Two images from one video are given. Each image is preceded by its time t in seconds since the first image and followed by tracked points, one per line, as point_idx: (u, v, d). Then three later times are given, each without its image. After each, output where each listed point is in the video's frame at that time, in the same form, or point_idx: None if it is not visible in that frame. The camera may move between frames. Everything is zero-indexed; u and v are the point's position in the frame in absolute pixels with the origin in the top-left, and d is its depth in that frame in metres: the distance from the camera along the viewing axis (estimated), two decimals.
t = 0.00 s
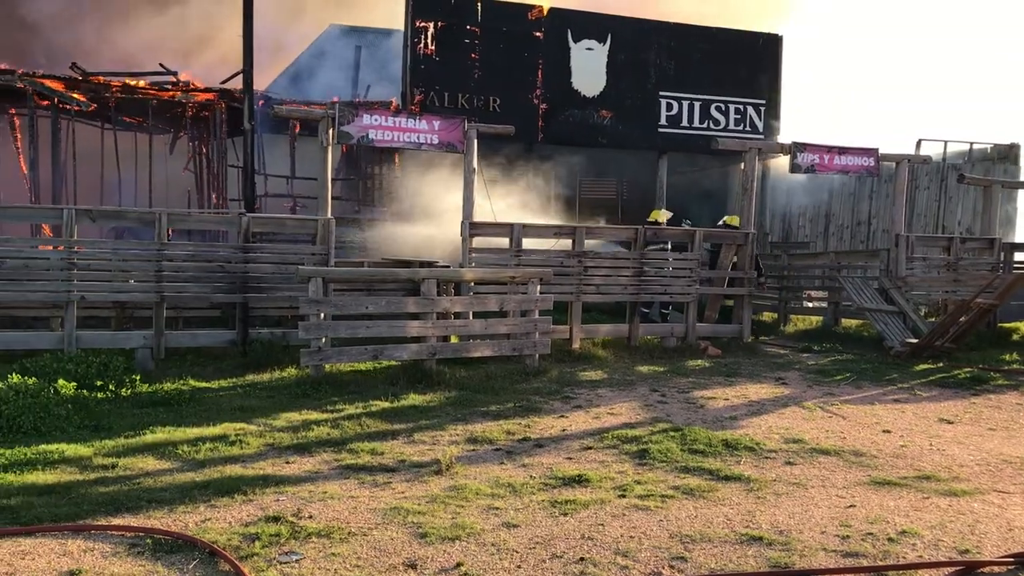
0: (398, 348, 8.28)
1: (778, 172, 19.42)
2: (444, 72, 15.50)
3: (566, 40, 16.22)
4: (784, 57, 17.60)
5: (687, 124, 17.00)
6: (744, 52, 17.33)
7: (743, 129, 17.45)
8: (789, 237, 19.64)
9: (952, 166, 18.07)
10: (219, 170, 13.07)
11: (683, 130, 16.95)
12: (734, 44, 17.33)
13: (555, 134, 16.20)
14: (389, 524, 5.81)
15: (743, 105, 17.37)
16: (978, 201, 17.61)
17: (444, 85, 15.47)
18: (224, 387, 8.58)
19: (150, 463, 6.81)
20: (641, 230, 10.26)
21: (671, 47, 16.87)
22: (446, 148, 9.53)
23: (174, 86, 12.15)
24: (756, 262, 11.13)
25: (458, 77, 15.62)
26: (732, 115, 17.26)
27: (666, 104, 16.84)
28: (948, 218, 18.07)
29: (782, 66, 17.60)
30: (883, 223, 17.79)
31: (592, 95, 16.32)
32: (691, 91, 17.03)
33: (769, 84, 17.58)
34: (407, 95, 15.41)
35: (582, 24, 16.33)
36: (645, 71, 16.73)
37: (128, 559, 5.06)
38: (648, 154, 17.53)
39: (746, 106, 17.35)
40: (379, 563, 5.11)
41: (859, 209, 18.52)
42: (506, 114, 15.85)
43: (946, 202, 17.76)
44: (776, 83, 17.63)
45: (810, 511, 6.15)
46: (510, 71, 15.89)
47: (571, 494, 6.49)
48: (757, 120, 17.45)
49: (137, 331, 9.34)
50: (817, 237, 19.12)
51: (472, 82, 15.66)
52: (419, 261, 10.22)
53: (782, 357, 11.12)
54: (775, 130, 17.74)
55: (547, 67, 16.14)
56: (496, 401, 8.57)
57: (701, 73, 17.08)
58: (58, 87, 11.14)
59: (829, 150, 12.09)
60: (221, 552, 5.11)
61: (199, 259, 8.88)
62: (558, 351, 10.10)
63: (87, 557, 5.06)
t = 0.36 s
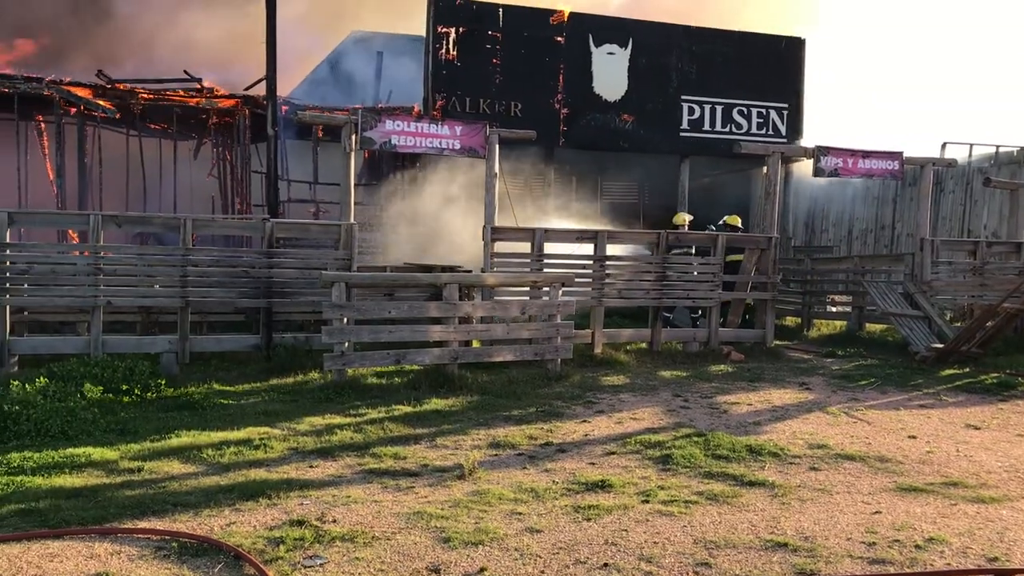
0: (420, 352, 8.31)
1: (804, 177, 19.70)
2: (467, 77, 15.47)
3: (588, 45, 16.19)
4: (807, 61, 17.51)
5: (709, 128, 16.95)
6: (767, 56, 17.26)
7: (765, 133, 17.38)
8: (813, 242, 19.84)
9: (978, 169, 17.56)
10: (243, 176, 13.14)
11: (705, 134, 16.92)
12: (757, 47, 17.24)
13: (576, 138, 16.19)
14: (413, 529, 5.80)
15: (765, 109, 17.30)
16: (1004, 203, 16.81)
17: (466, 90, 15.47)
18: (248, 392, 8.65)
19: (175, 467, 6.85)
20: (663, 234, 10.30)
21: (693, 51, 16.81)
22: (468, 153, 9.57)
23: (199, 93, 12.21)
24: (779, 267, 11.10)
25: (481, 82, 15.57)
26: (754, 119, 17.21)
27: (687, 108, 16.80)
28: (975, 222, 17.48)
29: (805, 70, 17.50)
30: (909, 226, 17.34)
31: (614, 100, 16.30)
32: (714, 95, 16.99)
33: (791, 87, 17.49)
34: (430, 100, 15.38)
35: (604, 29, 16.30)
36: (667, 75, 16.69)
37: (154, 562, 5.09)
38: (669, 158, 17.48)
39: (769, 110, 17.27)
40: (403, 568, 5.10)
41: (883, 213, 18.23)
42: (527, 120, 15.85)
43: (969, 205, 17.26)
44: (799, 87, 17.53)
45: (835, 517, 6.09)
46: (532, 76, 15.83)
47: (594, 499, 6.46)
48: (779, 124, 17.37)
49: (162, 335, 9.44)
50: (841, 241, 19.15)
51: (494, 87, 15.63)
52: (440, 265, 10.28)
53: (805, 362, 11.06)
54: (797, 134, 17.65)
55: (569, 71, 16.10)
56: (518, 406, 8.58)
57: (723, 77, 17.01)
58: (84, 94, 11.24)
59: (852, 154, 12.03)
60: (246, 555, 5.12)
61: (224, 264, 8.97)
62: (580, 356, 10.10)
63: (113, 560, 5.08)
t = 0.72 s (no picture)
0: (438, 357, 8.33)
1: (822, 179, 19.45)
2: (483, 82, 15.47)
3: (605, 50, 16.18)
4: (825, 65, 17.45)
5: (726, 132, 16.91)
6: (785, 60, 17.21)
7: (783, 137, 17.31)
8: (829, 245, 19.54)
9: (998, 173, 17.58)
10: (262, 181, 13.23)
11: (723, 138, 16.89)
12: (775, 51, 17.20)
13: (594, 142, 16.18)
14: (431, 534, 5.78)
15: (783, 113, 17.24)
16: None
17: (483, 95, 15.46)
18: (267, 397, 8.69)
19: (194, 471, 6.89)
20: (681, 239, 10.30)
21: (710, 55, 16.77)
22: (485, 158, 9.60)
23: (217, 99, 12.29)
24: (798, 271, 11.07)
25: (497, 87, 15.57)
26: (772, 123, 17.16)
27: (705, 112, 16.77)
28: (994, 227, 17.52)
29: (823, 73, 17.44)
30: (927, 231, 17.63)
31: (631, 104, 16.28)
32: (731, 99, 16.95)
33: (808, 90, 17.43)
34: (446, 105, 15.38)
35: (621, 34, 16.29)
36: (684, 80, 16.66)
37: (175, 566, 5.09)
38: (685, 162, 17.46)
39: (786, 114, 17.21)
40: (421, 573, 5.08)
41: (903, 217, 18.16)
42: (544, 125, 15.86)
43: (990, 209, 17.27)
44: (817, 90, 17.46)
45: (856, 523, 6.03)
46: (548, 81, 15.84)
47: (613, 505, 6.43)
48: (797, 128, 17.31)
49: (181, 340, 9.50)
50: (858, 245, 18.96)
51: (510, 93, 15.63)
52: (456, 270, 10.31)
53: (825, 367, 11.01)
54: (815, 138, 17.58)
55: (586, 76, 16.09)
56: (535, 411, 8.57)
57: (740, 81, 16.96)
58: (104, 101, 11.33)
59: (871, 158, 11.99)
60: (265, 560, 5.12)
61: (242, 269, 9.03)
62: (597, 361, 10.10)
63: (134, 564, 5.09)
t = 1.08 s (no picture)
0: (455, 363, 8.35)
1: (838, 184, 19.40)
2: (500, 88, 15.48)
3: (621, 55, 16.19)
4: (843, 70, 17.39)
5: (743, 137, 16.85)
6: (803, 65, 17.16)
7: (800, 141, 17.22)
8: (847, 251, 19.29)
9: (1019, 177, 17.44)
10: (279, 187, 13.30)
11: (739, 143, 16.83)
12: (792, 56, 17.15)
13: (610, 147, 16.18)
14: (450, 539, 5.76)
15: (801, 118, 17.17)
16: None
17: (500, 101, 15.46)
18: (286, 402, 8.73)
19: (214, 476, 6.91)
20: (699, 244, 10.31)
21: (727, 60, 16.76)
22: (502, 163, 9.65)
23: (236, 106, 12.38)
24: (816, 277, 11.04)
25: (514, 92, 15.57)
26: (789, 128, 17.08)
27: (722, 117, 16.73)
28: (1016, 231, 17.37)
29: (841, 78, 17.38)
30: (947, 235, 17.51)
31: (647, 109, 16.27)
32: (748, 104, 16.90)
33: (826, 95, 17.37)
34: (463, 111, 15.38)
35: (637, 39, 16.30)
36: (700, 85, 16.65)
37: (195, 571, 5.08)
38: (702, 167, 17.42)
39: (804, 118, 17.14)
40: None
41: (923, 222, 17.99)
42: (561, 130, 15.87)
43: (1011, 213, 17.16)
44: (835, 95, 17.39)
45: (876, 530, 5.98)
46: (565, 86, 15.85)
47: (632, 511, 6.39)
48: (814, 133, 17.22)
49: (200, 345, 9.57)
50: (877, 250, 18.78)
51: (527, 98, 15.64)
52: (473, 276, 10.33)
53: (843, 373, 10.97)
54: (833, 142, 17.49)
55: (602, 81, 16.10)
56: (553, 417, 8.56)
57: (757, 86, 16.93)
58: (124, 109, 11.43)
59: (889, 162, 11.93)
60: (285, 564, 5.10)
61: (261, 275, 9.10)
62: (614, 366, 10.10)
63: (154, 568, 5.09)
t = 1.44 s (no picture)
0: (470, 369, 8.36)
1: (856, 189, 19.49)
2: (515, 94, 15.50)
3: (635, 60, 16.19)
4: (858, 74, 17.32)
5: (758, 141, 16.82)
6: (818, 69, 17.10)
7: (816, 146, 17.17)
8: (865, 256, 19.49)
9: None
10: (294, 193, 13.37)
11: (755, 148, 16.79)
12: (808, 61, 17.10)
13: (623, 152, 16.18)
14: (467, 545, 5.72)
15: (816, 122, 17.12)
16: None
17: (515, 107, 15.48)
18: (302, 408, 8.76)
19: (231, 482, 6.92)
20: (714, 249, 10.32)
21: (742, 65, 16.73)
22: (517, 170, 9.72)
23: (252, 113, 12.47)
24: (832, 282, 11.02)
25: (528, 98, 15.60)
26: (805, 133, 17.03)
27: (737, 122, 16.70)
28: None
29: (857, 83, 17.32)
30: (964, 239, 17.39)
31: (662, 115, 16.25)
32: (763, 109, 16.87)
33: (842, 100, 17.30)
34: (477, 117, 15.40)
35: (652, 44, 16.30)
36: (715, 90, 16.62)
37: None
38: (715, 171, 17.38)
39: (819, 123, 17.09)
40: None
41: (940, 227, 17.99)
42: (575, 136, 15.89)
43: None
44: (851, 100, 17.33)
45: (895, 537, 5.91)
46: (579, 92, 15.86)
47: (649, 517, 6.35)
48: (830, 137, 17.17)
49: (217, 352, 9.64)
50: (894, 255, 18.86)
51: (541, 104, 15.66)
52: (488, 282, 10.37)
53: (861, 378, 10.93)
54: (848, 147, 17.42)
55: (617, 87, 16.10)
56: (569, 422, 8.55)
57: (772, 90, 16.89)
58: (141, 116, 11.52)
59: (906, 167, 11.89)
60: (302, 570, 5.07)
61: (277, 281, 9.16)
62: (629, 372, 10.10)
63: (172, 573, 5.07)
